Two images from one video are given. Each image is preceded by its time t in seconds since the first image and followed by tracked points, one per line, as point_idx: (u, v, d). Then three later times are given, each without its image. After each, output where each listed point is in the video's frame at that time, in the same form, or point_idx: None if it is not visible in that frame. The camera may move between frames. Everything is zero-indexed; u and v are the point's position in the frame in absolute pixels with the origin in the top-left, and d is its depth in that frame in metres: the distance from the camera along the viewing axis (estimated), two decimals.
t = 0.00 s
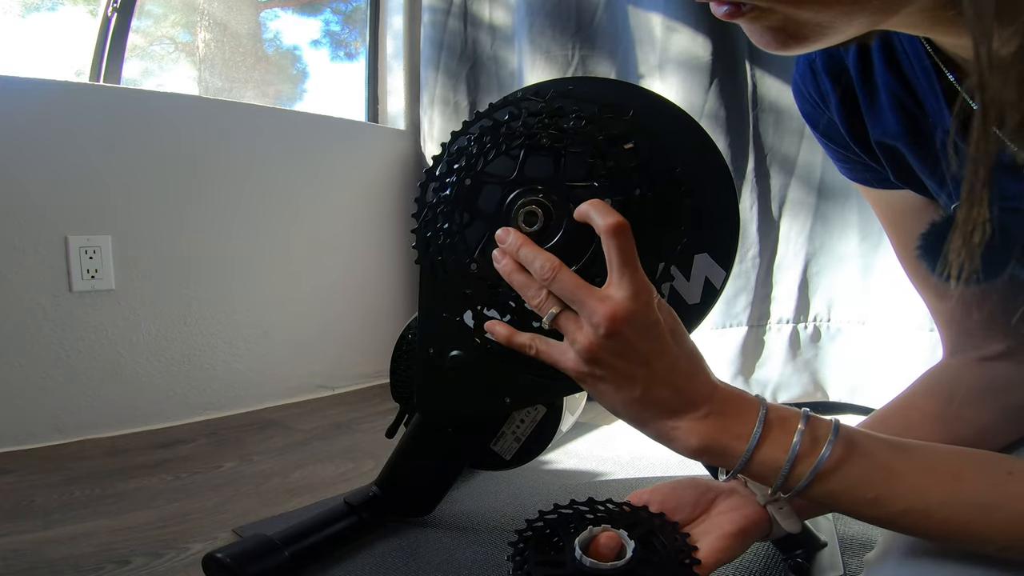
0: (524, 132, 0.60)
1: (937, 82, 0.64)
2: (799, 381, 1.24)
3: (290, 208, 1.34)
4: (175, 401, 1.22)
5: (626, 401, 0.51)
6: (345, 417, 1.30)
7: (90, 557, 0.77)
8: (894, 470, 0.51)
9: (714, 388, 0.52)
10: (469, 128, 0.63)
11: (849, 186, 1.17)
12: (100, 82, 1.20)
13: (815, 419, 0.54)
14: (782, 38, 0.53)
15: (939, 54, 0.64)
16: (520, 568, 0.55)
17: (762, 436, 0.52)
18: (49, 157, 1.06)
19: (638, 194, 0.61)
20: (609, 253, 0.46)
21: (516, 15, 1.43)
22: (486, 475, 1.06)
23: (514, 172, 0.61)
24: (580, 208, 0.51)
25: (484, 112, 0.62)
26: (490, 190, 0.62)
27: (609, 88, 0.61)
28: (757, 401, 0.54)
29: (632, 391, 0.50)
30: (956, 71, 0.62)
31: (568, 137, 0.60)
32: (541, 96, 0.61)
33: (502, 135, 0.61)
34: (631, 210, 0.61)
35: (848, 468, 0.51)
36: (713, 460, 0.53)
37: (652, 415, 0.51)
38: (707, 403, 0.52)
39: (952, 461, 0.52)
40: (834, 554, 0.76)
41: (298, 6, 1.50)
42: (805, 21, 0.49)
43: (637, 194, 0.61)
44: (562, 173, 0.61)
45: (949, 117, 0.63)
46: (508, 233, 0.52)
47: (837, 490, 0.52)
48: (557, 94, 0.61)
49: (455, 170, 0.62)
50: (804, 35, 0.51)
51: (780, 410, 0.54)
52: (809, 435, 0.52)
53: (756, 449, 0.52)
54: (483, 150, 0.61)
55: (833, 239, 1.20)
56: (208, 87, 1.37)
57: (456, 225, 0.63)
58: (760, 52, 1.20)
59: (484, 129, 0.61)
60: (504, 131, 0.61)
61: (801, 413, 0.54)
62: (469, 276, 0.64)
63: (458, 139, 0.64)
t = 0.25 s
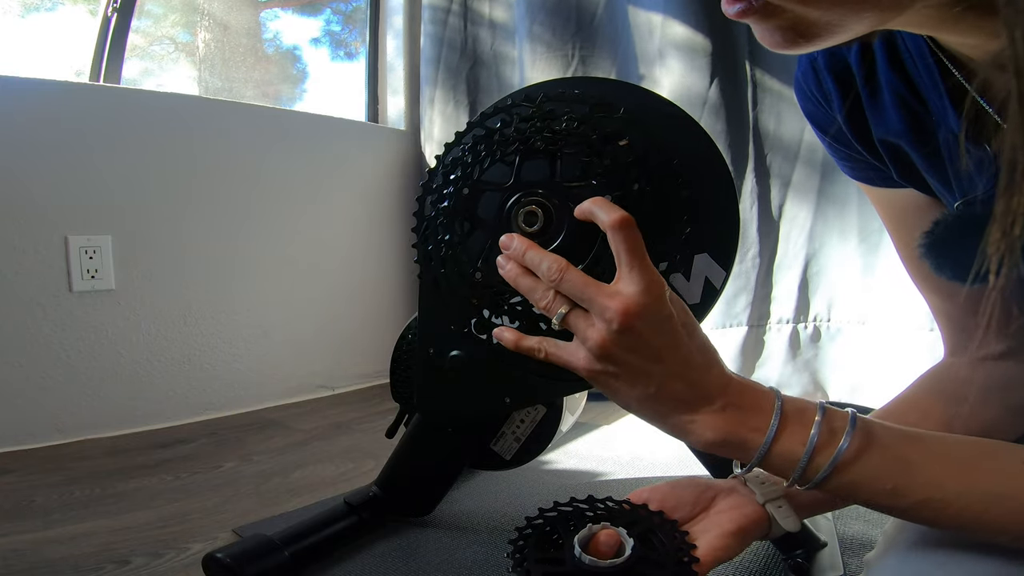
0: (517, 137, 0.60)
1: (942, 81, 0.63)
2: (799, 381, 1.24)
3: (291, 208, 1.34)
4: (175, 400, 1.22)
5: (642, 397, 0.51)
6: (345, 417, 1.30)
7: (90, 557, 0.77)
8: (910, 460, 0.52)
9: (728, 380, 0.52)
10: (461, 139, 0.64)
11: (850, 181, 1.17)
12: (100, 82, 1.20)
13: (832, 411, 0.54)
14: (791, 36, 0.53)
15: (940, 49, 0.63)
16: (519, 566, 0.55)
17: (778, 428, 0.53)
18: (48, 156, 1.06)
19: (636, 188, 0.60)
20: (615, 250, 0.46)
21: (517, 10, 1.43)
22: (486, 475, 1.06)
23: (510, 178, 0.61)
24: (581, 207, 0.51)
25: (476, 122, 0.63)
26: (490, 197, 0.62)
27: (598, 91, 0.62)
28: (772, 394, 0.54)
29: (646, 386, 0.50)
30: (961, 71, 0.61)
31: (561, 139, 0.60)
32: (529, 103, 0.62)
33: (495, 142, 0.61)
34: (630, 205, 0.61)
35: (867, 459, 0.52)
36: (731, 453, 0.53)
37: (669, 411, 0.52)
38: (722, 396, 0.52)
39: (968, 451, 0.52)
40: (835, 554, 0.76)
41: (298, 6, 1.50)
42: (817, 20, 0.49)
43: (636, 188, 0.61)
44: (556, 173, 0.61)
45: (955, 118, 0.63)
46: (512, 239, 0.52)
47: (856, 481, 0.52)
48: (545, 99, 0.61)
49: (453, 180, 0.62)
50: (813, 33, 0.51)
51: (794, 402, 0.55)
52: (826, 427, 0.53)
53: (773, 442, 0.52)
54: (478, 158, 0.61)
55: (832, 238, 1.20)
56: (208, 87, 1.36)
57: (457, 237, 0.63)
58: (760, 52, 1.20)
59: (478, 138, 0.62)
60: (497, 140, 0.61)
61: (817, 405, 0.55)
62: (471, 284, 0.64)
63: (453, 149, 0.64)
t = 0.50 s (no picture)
0: (507, 139, 0.60)
1: (947, 80, 0.63)
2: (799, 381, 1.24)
3: (291, 208, 1.34)
4: (175, 400, 1.22)
5: (663, 385, 0.50)
6: (345, 417, 1.30)
7: (90, 557, 0.77)
8: (941, 446, 0.51)
9: (751, 365, 0.52)
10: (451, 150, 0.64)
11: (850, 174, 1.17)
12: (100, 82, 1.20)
13: (862, 396, 0.54)
14: (796, 33, 0.52)
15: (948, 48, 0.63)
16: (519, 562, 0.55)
17: (809, 412, 0.52)
18: (48, 156, 1.06)
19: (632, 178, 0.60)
20: (621, 238, 0.47)
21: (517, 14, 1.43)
22: (486, 475, 1.06)
23: (505, 181, 0.61)
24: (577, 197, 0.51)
25: (466, 131, 0.63)
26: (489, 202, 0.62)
27: (584, 89, 0.62)
28: (802, 378, 0.53)
29: (667, 373, 0.49)
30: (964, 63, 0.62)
31: (553, 138, 0.60)
32: (516, 107, 0.62)
33: (488, 147, 0.61)
34: (630, 195, 0.60)
35: (899, 444, 0.51)
36: (758, 438, 0.53)
37: (694, 398, 0.51)
38: (745, 381, 0.51)
39: (995, 433, 0.52)
40: (834, 554, 0.76)
41: (298, 6, 1.50)
42: (822, 17, 0.49)
43: (632, 178, 0.60)
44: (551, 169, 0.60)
45: (961, 116, 0.63)
46: (518, 240, 0.53)
47: (884, 467, 0.51)
48: (531, 101, 0.61)
49: (450, 188, 0.62)
50: (819, 30, 0.51)
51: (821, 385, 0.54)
52: (857, 411, 0.52)
53: (803, 426, 0.52)
54: (471, 165, 0.62)
55: (831, 237, 1.20)
56: (208, 87, 1.36)
57: (460, 245, 0.63)
58: (759, 53, 1.21)
59: (469, 146, 0.62)
60: (488, 146, 0.61)
61: (846, 389, 0.54)
62: (473, 288, 0.64)
63: (445, 159, 0.65)
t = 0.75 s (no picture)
0: (505, 141, 0.61)
1: (952, 78, 0.63)
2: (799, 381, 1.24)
3: (291, 207, 1.34)
4: (175, 400, 1.22)
5: (667, 381, 0.50)
6: (345, 417, 1.29)
7: (90, 557, 0.77)
8: (943, 445, 0.51)
9: (755, 360, 0.51)
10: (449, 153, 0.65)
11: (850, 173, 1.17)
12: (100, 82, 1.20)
13: (867, 395, 0.53)
14: (800, 33, 0.52)
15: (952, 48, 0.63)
16: (521, 562, 0.55)
17: (813, 408, 0.52)
18: (48, 156, 1.06)
19: (631, 176, 0.60)
20: (621, 238, 0.47)
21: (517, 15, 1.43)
22: (486, 475, 1.06)
23: (504, 182, 0.61)
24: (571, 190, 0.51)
25: (464, 132, 0.63)
26: (489, 203, 0.62)
27: (582, 88, 0.62)
28: (806, 376, 0.53)
29: (670, 369, 0.49)
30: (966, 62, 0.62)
31: (550, 138, 0.60)
32: (513, 108, 0.62)
33: (485, 149, 0.61)
34: (628, 193, 0.60)
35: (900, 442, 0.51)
36: (764, 435, 0.53)
37: (698, 395, 0.51)
38: (748, 376, 0.51)
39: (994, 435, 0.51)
40: (834, 554, 0.76)
41: (298, 6, 1.50)
42: (827, 17, 0.49)
43: (631, 175, 0.60)
44: (549, 168, 0.60)
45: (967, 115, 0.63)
46: (518, 240, 0.53)
47: (885, 467, 0.52)
48: (528, 102, 0.62)
49: (450, 191, 0.63)
50: (824, 31, 0.51)
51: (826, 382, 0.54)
52: (862, 411, 0.52)
53: (808, 424, 0.52)
54: (470, 167, 0.62)
55: (831, 237, 1.20)
56: (208, 87, 1.36)
57: (460, 246, 0.63)
58: (759, 53, 1.21)
59: (468, 148, 0.62)
60: (487, 148, 0.61)
61: (851, 388, 0.54)
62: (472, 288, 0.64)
63: (444, 161, 0.65)
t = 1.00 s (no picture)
0: (511, 146, 0.61)
1: (955, 82, 0.63)
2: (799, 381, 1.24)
3: (291, 207, 1.34)
4: (175, 400, 1.22)
5: (673, 377, 0.50)
6: (345, 417, 1.30)
7: (90, 557, 0.77)
8: (943, 443, 0.51)
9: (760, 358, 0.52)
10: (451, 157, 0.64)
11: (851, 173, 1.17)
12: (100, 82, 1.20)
13: (866, 391, 0.53)
14: (801, 32, 0.52)
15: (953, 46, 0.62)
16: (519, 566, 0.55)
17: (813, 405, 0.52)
18: (48, 156, 1.06)
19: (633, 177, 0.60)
20: (626, 237, 0.48)
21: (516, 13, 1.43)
22: (487, 475, 1.06)
23: (511, 186, 0.61)
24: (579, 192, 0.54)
25: (470, 136, 0.63)
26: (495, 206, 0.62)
27: (585, 90, 0.62)
28: (808, 373, 0.53)
29: (676, 366, 0.49)
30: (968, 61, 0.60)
31: (556, 142, 0.60)
32: (517, 112, 0.62)
33: (490, 154, 0.61)
34: (631, 194, 0.60)
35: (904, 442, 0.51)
36: (766, 431, 0.53)
37: (701, 391, 0.51)
38: (753, 373, 0.51)
39: (997, 434, 0.52)
40: (834, 554, 0.76)
41: (298, 6, 1.50)
42: (829, 17, 0.49)
43: (632, 176, 0.60)
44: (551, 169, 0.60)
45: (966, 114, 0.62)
46: (524, 242, 0.53)
47: (886, 463, 0.52)
48: (531, 106, 0.62)
49: (458, 197, 0.63)
50: (824, 31, 0.51)
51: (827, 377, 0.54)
52: (861, 408, 0.52)
53: (807, 420, 0.52)
54: (476, 172, 0.62)
55: (831, 237, 1.20)
56: (208, 87, 1.36)
57: (471, 248, 0.63)
58: (759, 53, 1.21)
59: (474, 152, 0.62)
60: (493, 153, 0.61)
61: (851, 384, 0.54)
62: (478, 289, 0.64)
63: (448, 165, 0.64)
